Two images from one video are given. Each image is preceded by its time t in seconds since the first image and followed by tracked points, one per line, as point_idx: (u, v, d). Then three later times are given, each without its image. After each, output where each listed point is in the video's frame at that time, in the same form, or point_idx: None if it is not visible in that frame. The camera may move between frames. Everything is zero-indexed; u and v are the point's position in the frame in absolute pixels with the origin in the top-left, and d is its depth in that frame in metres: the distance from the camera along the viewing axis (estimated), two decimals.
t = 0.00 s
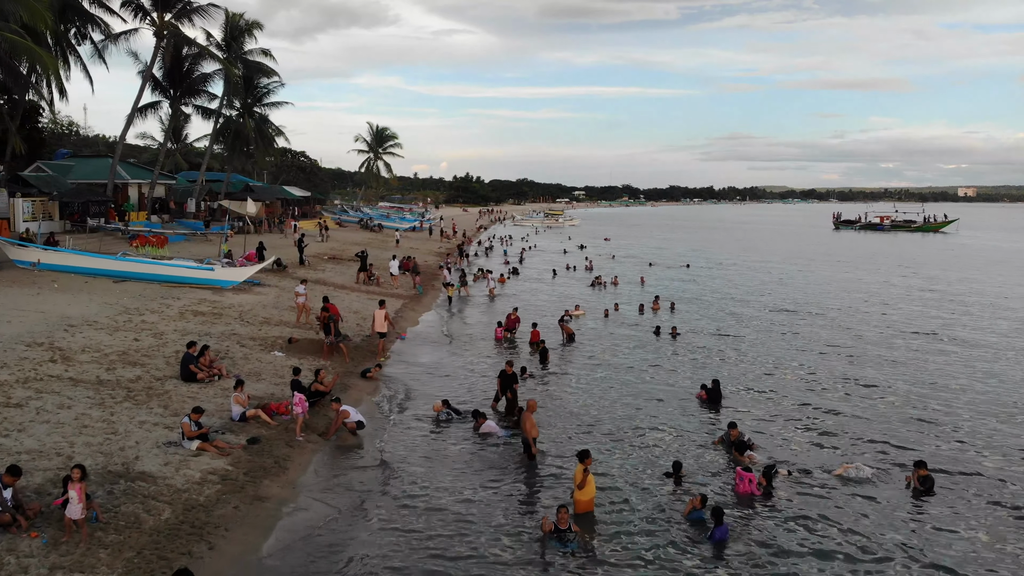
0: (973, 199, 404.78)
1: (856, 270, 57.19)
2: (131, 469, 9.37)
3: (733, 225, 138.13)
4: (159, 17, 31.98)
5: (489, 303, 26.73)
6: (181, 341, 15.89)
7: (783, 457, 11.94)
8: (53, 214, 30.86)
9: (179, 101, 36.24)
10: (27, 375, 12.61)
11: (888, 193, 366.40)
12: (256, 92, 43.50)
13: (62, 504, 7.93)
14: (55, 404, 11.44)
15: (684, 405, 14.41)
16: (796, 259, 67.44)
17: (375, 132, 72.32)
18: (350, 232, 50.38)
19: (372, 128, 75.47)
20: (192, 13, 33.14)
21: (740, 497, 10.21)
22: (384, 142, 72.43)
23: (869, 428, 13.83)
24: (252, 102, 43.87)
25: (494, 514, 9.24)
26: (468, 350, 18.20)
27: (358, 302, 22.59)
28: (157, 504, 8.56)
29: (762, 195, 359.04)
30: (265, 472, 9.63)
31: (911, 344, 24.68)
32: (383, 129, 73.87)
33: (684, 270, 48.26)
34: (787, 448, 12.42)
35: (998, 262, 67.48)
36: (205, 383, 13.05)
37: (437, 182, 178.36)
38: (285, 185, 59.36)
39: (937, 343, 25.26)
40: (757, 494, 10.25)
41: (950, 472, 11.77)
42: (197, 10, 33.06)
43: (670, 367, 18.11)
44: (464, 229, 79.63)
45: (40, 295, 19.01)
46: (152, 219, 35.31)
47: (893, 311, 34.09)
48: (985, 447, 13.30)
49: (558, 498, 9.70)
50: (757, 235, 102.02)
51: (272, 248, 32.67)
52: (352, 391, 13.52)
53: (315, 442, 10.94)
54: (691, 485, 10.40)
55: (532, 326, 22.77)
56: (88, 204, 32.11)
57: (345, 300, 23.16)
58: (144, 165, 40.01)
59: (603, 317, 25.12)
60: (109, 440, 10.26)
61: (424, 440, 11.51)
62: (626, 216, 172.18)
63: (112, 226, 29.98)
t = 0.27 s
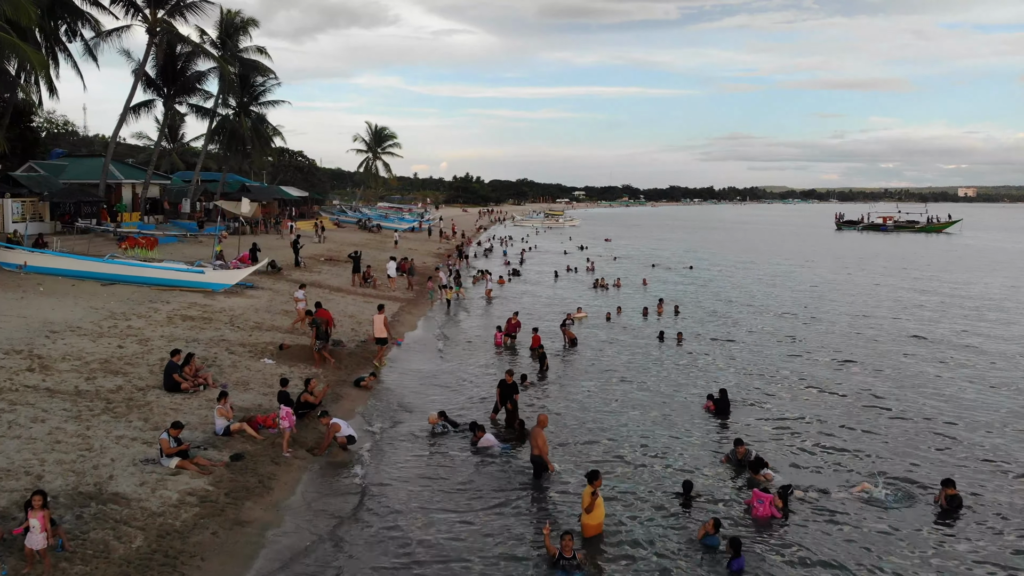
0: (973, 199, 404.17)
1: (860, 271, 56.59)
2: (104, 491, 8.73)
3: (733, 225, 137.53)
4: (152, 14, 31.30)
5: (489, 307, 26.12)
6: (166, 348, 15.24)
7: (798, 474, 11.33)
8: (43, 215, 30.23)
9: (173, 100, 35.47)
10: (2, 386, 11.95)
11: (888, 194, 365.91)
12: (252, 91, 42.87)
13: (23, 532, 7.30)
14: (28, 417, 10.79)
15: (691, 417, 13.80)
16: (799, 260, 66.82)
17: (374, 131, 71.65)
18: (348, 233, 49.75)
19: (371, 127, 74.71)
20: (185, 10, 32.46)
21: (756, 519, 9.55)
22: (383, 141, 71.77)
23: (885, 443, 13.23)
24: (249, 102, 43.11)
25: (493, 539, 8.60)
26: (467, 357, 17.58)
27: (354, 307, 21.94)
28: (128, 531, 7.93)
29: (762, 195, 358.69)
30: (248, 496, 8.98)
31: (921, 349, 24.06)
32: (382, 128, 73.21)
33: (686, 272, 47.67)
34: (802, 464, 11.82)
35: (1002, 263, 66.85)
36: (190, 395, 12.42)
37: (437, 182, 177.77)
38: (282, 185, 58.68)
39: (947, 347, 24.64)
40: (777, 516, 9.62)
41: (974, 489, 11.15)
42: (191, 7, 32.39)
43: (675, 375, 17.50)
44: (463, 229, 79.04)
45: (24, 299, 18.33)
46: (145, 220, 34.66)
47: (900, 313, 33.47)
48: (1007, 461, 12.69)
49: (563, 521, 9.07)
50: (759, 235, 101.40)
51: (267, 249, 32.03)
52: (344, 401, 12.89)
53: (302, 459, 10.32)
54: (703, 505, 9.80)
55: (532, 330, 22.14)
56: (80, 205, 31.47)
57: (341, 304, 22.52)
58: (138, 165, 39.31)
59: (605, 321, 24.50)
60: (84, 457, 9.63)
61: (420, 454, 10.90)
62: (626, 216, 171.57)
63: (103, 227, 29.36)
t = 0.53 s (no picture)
0: (974, 199, 403.62)
1: (865, 271, 55.81)
2: (73, 515, 8.09)
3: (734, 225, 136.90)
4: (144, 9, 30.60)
5: (488, 310, 25.47)
6: (151, 356, 14.58)
7: (820, 490, 10.61)
8: (33, 216, 29.57)
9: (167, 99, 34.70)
10: None
11: (888, 194, 365.40)
12: (249, 90, 42.13)
13: None
14: None
15: (701, 427, 13.16)
16: (802, 261, 66.17)
17: (372, 130, 70.99)
18: (345, 234, 49.11)
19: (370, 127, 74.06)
20: (179, 6, 31.77)
21: (776, 547, 8.82)
22: (382, 141, 71.11)
23: (909, 451, 12.47)
24: (245, 101, 42.32)
25: (491, 568, 7.94)
26: (465, 363, 16.93)
27: (349, 310, 21.27)
28: (96, 562, 7.29)
29: (762, 195, 358.17)
30: (229, 521, 8.35)
31: (935, 353, 23.33)
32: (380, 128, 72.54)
33: (689, 273, 46.95)
34: (823, 476, 11.08)
35: (1007, 264, 66.21)
36: (173, 407, 11.77)
37: (437, 182, 177.16)
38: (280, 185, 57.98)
39: (961, 351, 23.91)
40: (798, 541, 8.91)
41: (1003, 505, 10.50)
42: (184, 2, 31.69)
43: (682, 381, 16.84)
44: (463, 229, 78.39)
45: (7, 303, 17.67)
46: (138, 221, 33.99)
47: (910, 315, 32.71)
48: None
49: (568, 548, 8.41)
50: (760, 236, 100.78)
51: (262, 250, 31.33)
52: (335, 413, 12.24)
53: (289, 477, 9.68)
54: (717, 531, 9.11)
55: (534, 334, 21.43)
56: (71, 206, 30.82)
57: (336, 307, 21.86)
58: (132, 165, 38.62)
59: (608, 324, 23.85)
60: (55, 477, 8.99)
61: (416, 472, 10.24)
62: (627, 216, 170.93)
63: (94, 228, 28.71)
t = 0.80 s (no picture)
0: (974, 199, 402.92)
1: (871, 271, 55.09)
2: (37, 543, 7.47)
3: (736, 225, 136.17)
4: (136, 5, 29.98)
5: (488, 312, 24.84)
6: (135, 364, 13.94)
7: (841, 507, 9.96)
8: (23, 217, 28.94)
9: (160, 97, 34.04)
10: None
11: (889, 193, 364.73)
12: (244, 89, 41.47)
13: None
14: None
15: (710, 439, 12.52)
16: (805, 260, 65.49)
17: (371, 130, 70.35)
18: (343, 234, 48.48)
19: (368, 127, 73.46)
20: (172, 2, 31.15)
21: None
22: (381, 141, 70.48)
23: (934, 460, 11.82)
24: (241, 100, 41.64)
25: None
26: (464, 369, 16.30)
27: (344, 314, 20.64)
28: None
29: (762, 195, 357.52)
30: (207, 548, 7.74)
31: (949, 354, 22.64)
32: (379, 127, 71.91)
33: (692, 274, 46.28)
34: (842, 492, 10.46)
35: (1012, 262, 65.51)
36: (153, 419, 11.14)
37: (436, 182, 176.48)
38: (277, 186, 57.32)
39: (977, 351, 23.20)
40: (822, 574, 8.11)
41: None
42: None
43: (689, 389, 16.20)
44: (463, 230, 77.73)
45: None
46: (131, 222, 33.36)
47: (919, 315, 32.01)
48: None
49: None
50: (762, 236, 100.10)
51: (257, 252, 30.69)
52: (326, 427, 11.61)
53: (274, 497, 9.05)
54: (734, 558, 8.47)
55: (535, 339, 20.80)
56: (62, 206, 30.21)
57: (331, 311, 21.23)
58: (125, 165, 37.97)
59: (611, 327, 23.21)
60: (21, 499, 8.36)
61: (412, 493, 9.63)
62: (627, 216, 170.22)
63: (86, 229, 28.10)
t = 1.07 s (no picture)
0: (975, 199, 402.46)
1: (876, 270, 54.36)
2: None
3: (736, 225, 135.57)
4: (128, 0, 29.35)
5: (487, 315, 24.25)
6: (117, 373, 13.31)
7: (865, 535, 9.29)
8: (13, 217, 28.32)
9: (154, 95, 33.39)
10: None
11: (889, 193, 364.23)
12: (240, 88, 40.85)
13: None
14: None
15: (721, 453, 11.92)
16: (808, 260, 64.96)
17: (369, 129, 69.75)
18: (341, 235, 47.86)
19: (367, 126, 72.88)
20: None
21: None
22: (379, 140, 69.88)
23: (956, 477, 11.23)
24: (237, 98, 41.00)
25: None
26: (462, 377, 15.68)
27: (339, 319, 20.03)
28: None
29: (762, 195, 356.97)
30: None
31: (963, 357, 21.96)
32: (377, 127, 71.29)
33: (694, 275, 45.70)
34: (864, 513, 9.88)
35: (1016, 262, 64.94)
36: (132, 434, 10.51)
37: (436, 182, 175.89)
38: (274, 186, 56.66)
39: (992, 354, 22.51)
40: None
41: None
42: None
43: (695, 396, 15.60)
44: (463, 230, 77.04)
45: None
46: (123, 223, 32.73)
47: (929, 315, 31.29)
48: None
49: None
50: (763, 236, 99.54)
51: (252, 253, 30.06)
52: (315, 441, 10.99)
53: (257, 521, 8.43)
54: None
55: (536, 344, 20.16)
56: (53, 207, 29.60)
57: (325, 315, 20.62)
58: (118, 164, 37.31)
59: (613, 331, 22.60)
60: None
61: (404, 516, 8.98)
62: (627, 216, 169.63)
63: (76, 231, 27.48)
